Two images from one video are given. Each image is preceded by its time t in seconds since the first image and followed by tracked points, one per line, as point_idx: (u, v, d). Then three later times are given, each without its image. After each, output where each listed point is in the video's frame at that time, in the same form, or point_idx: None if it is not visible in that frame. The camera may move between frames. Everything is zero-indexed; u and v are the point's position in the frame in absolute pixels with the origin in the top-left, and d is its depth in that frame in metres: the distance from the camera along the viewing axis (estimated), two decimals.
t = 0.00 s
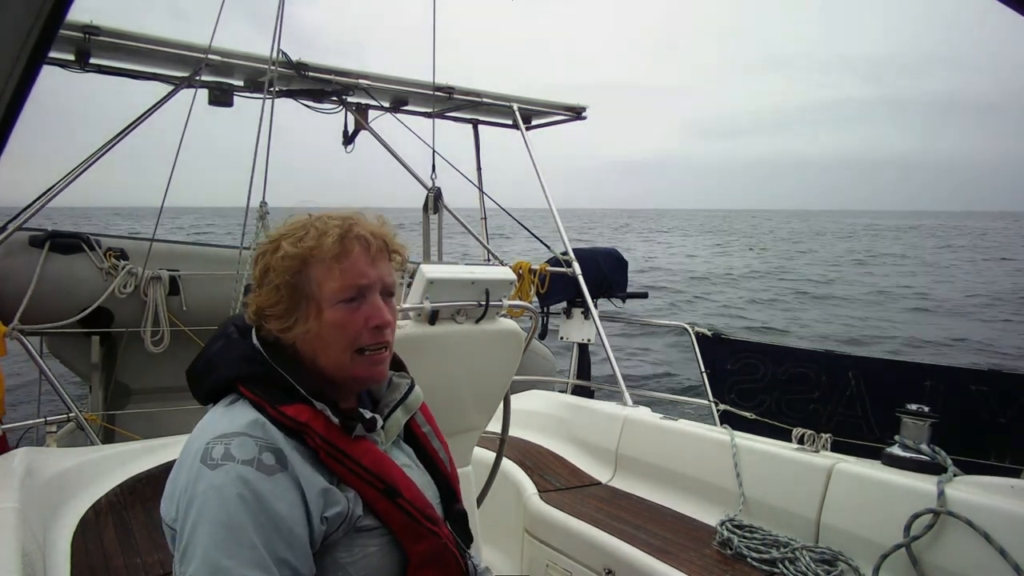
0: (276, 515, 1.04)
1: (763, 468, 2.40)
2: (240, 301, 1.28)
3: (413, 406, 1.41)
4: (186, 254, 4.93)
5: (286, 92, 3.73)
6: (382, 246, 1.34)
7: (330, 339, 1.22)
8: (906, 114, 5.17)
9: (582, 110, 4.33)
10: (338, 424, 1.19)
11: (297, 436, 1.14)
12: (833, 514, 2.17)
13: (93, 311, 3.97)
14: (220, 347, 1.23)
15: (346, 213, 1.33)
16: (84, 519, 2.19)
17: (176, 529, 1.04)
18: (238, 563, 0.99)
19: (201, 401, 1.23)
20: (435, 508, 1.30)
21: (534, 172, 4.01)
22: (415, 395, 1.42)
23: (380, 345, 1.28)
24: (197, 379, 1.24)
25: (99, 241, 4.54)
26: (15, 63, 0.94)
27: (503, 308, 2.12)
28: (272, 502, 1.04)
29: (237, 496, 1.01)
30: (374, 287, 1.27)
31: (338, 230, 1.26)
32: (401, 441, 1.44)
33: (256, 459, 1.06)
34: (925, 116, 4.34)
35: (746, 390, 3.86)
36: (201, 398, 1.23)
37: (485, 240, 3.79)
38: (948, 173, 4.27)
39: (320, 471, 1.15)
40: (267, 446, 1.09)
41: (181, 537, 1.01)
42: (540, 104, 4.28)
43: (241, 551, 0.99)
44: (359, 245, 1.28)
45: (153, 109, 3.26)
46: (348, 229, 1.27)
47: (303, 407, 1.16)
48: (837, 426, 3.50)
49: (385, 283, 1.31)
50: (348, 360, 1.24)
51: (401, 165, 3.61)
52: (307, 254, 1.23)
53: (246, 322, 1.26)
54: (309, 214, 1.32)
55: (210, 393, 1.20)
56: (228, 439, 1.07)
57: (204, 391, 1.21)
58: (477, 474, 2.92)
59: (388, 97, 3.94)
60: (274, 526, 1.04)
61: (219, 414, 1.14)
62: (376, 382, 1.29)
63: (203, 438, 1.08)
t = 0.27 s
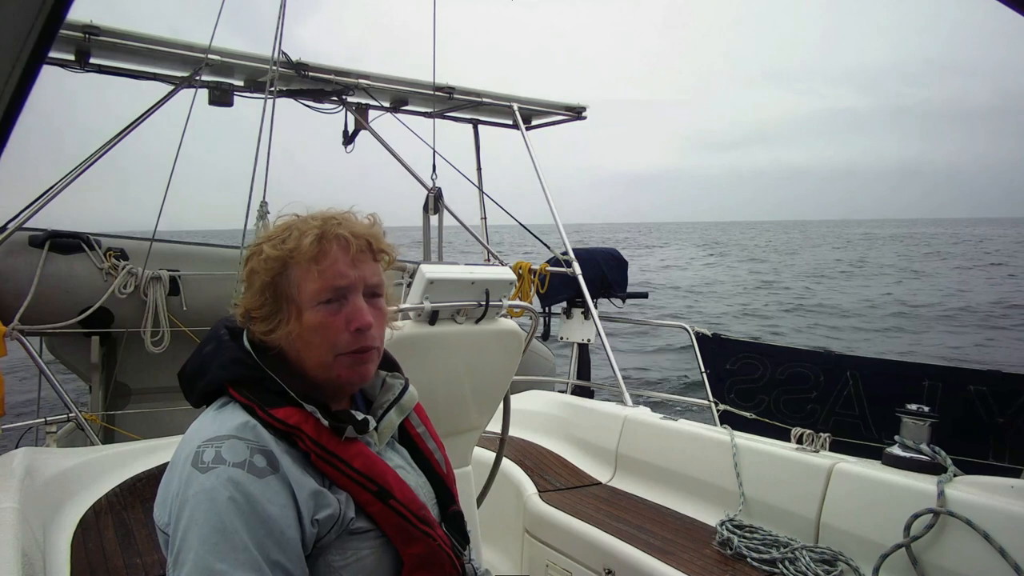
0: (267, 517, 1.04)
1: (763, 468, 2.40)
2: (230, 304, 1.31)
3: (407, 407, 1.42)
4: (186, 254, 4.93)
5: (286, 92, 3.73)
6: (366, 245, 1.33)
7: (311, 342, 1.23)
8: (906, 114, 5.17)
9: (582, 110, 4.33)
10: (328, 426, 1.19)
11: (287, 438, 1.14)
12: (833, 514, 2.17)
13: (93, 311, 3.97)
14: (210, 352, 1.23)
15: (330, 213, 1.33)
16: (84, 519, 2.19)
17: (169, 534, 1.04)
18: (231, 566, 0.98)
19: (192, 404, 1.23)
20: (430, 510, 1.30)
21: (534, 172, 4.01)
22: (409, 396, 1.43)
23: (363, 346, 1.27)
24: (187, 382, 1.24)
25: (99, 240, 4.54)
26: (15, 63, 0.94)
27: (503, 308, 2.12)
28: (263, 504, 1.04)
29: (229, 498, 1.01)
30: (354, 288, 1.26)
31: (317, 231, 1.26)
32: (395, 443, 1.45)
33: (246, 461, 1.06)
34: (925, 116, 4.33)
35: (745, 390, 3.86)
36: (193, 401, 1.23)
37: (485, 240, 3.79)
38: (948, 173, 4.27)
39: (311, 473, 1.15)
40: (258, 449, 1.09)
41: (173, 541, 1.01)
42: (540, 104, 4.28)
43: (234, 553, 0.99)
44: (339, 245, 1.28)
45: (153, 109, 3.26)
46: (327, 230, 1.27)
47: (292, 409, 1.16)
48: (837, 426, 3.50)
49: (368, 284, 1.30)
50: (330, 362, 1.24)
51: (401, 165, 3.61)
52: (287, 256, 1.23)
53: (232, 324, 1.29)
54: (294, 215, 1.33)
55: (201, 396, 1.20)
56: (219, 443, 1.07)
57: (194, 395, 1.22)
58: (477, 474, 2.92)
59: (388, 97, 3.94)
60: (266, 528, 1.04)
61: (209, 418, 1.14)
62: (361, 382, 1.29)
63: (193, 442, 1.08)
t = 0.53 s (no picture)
0: (259, 509, 1.04)
1: (763, 468, 2.40)
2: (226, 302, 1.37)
3: (398, 404, 1.41)
4: (186, 254, 4.92)
5: (286, 92, 3.72)
6: (342, 246, 1.31)
7: (282, 344, 1.24)
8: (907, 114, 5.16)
9: (582, 110, 4.33)
10: (317, 420, 1.19)
11: (277, 432, 1.14)
12: (833, 515, 2.17)
13: (93, 311, 3.97)
14: (202, 351, 1.22)
15: (310, 214, 1.32)
16: (84, 519, 2.19)
17: (162, 529, 1.04)
18: (226, 557, 0.99)
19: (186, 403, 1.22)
20: (419, 503, 1.30)
21: (534, 172, 4.01)
22: (400, 394, 1.42)
23: (335, 348, 1.27)
24: (179, 380, 1.24)
25: (99, 240, 4.54)
26: (16, 63, 0.94)
27: (503, 308, 2.12)
28: (255, 497, 1.04)
29: (222, 491, 1.01)
30: (323, 291, 1.26)
31: (289, 234, 1.26)
32: (387, 439, 1.44)
33: (238, 455, 1.06)
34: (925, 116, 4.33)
35: (745, 390, 3.86)
36: (186, 401, 1.23)
37: (485, 240, 3.78)
38: (948, 173, 4.26)
39: (301, 466, 1.15)
40: (249, 443, 1.09)
41: (166, 536, 1.01)
42: (540, 104, 4.28)
43: (228, 545, 0.99)
44: (311, 247, 1.27)
45: (153, 109, 3.26)
46: (300, 232, 1.27)
47: (281, 404, 1.16)
48: (837, 426, 3.50)
49: (342, 286, 1.29)
50: (302, 363, 1.25)
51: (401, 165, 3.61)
52: (260, 260, 1.26)
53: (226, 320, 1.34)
54: (280, 215, 1.34)
55: (193, 395, 1.20)
56: (210, 437, 1.06)
57: (185, 393, 1.21)
58: (477, 474, 2.92)
59: (388, 97, 3.94)
60: (258, 521, 1.04)
61: (200, 414, 1.14)
62: (338, 383, 1.28)
63: (184, 437, 1.08)
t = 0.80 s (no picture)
0: (263, 500, 1.05)
1: (763, 467, 2.40)
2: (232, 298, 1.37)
3: (396, 403, 1.41)
4: (186, 254, 4.92)
5: (286, 92, 3.72)
6: (348, 247, 1.31)
7: (286, 341, 1.24)
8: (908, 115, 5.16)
9: (582, 110, 4.33)
10: (318, 414, 1.20)
11: (279, 426, 1.14)
12: (833, 514, 2.17)
13: (93, 311, 3.97)
14: (204, 349, 1.23)
15: (316, 214, 1.32)
16: (84, 519, 2.19)
17: (166, 522, 1.04)
18: (231, 546, 0.99)
19: (187, 402, 1.24)
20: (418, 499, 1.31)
21: (534, 171, 4.01)
22: (398, 393, 1.42)
23: (338, 346, 1.26)
24: (180, 378, 1.24)
25: (99, 240, 4.54)
26: (16, 63, 0.94)
27: (503, 308, 2.12)
28: (259, 487, 1.05)
29: (226, 482, 1.01)
30: (329, 289, 1.26)
31: (296, 232, 1.26)
32: (384, 437, 1.45)
33: (241, 447, 1.06)
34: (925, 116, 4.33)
35: (745, 390, 3.86)
36: (187, 400, 1.24)
37: (485, 240, 3.78)
38: (948, 173, 4.26)
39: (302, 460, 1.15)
40: (251, 435, 1.09)
41: (171, 529, 1.01)
42: (540, 104, 4.28)
43: (233, 534, 1.00)
44: (318, 246, 1.27)
45: (153, 109, 3.26)
46: (306, 231, 1.26)
47: (282, 398, 1.17)
48: (837, 427, 3.50)
49: (347, 285, 1.28)
50: (306, 360, 1.25)
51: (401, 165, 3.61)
52: (267, 257, 1.25)
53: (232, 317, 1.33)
54: (287, 215, 1.34)
55: (194, 392, 1.20)
56: (213, 430, 1.07)
57: (187, 391, 1.22)
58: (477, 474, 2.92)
59: (388, 97, 3.94)
60: (262, 511, 1.04)
61: (203, 408, 1.14)
62: (340, 381, 1.28)
63: (187, 431, 1.08)
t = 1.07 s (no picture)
0: (264, 493, 1.05)
1: (763, 467, 2.40)
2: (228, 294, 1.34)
3: (394, 402, 1.41)
4: (187, 254, 4.92)
5: (286, 92, 3.72)
6: (356, 244, 1.32)
7: (296, 334, 1.23)
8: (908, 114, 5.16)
9: (582, 110, 4.33)
10: (318, 409, 1.19)
11: (280, 420, 1.14)
12: (832, 514, 2.17)
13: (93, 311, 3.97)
14: (205, 347, 1.23)
15: (322, 212, 1.32)
16: (84, 519, 2.19)
17: (168, 514, 1.05)
18: (232, 538, 1.00)
19: (188, 399, 1.24)
20: (417, 495, 1.30)
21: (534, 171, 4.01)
22: (396, 392, 1.41)
23: (348, 340, 1.26)
24: (182, 375, 1.24)
25: (99, 240, 4.54)
26: (15, 63, 0.94)
27: (503, 308, 2.12)
28: (260, 480, 1.06)
29: (227, 475, 1.02)
30: (340, 284, 1.26)
31: (306, 229, 1.26)
32: (382, 435, 1.44)
33: (242, 440, 1.07)
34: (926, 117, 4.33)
35: (746, 390, 3.86)
36: (189, 398, 1.24)
37: (485, 240, 3.78)
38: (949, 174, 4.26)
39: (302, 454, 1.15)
40: (253, 429, 1.10)
41: (173, 521, 1.02)
42: (540, 104, 4.27)
43: (234, 526, 1.01)
44: (328, 243, 1.27)
45: (153, 109, 3.26)
46: (317, 228, 1.27)
47: (284, 392, 1.17)
48: (838, 427, 3.49)
49: (356, 281, 1.29)
50: (315, 353, 1.24)
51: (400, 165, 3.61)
52: (277, 252, 1.24)
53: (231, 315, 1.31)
54: (290, 213, 1.33)
55: (196, 389, 1.21)
56: (215, 423, 1.08)
57: (189, 388, 1.22)
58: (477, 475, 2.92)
59: (388, 97, 3.94)
60: (263, 504, 1.05)
61: (205, 403, 1.15)
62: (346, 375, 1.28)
63: (190, 424, 1.09)
